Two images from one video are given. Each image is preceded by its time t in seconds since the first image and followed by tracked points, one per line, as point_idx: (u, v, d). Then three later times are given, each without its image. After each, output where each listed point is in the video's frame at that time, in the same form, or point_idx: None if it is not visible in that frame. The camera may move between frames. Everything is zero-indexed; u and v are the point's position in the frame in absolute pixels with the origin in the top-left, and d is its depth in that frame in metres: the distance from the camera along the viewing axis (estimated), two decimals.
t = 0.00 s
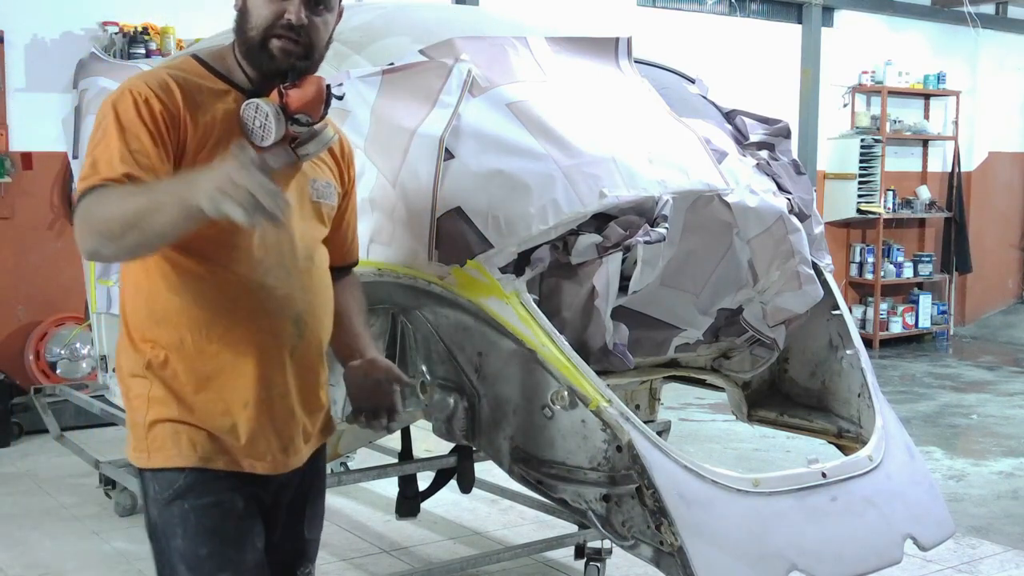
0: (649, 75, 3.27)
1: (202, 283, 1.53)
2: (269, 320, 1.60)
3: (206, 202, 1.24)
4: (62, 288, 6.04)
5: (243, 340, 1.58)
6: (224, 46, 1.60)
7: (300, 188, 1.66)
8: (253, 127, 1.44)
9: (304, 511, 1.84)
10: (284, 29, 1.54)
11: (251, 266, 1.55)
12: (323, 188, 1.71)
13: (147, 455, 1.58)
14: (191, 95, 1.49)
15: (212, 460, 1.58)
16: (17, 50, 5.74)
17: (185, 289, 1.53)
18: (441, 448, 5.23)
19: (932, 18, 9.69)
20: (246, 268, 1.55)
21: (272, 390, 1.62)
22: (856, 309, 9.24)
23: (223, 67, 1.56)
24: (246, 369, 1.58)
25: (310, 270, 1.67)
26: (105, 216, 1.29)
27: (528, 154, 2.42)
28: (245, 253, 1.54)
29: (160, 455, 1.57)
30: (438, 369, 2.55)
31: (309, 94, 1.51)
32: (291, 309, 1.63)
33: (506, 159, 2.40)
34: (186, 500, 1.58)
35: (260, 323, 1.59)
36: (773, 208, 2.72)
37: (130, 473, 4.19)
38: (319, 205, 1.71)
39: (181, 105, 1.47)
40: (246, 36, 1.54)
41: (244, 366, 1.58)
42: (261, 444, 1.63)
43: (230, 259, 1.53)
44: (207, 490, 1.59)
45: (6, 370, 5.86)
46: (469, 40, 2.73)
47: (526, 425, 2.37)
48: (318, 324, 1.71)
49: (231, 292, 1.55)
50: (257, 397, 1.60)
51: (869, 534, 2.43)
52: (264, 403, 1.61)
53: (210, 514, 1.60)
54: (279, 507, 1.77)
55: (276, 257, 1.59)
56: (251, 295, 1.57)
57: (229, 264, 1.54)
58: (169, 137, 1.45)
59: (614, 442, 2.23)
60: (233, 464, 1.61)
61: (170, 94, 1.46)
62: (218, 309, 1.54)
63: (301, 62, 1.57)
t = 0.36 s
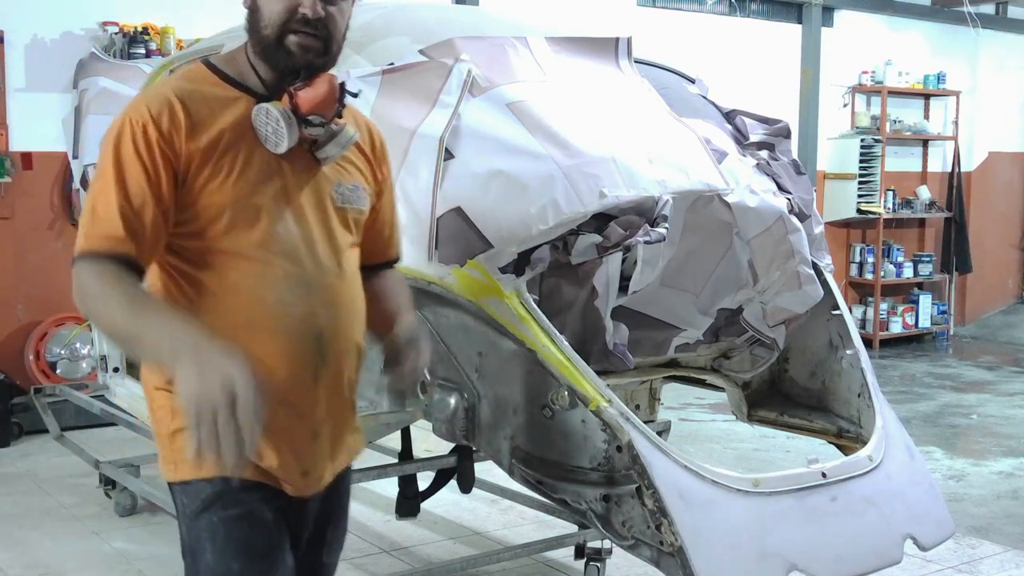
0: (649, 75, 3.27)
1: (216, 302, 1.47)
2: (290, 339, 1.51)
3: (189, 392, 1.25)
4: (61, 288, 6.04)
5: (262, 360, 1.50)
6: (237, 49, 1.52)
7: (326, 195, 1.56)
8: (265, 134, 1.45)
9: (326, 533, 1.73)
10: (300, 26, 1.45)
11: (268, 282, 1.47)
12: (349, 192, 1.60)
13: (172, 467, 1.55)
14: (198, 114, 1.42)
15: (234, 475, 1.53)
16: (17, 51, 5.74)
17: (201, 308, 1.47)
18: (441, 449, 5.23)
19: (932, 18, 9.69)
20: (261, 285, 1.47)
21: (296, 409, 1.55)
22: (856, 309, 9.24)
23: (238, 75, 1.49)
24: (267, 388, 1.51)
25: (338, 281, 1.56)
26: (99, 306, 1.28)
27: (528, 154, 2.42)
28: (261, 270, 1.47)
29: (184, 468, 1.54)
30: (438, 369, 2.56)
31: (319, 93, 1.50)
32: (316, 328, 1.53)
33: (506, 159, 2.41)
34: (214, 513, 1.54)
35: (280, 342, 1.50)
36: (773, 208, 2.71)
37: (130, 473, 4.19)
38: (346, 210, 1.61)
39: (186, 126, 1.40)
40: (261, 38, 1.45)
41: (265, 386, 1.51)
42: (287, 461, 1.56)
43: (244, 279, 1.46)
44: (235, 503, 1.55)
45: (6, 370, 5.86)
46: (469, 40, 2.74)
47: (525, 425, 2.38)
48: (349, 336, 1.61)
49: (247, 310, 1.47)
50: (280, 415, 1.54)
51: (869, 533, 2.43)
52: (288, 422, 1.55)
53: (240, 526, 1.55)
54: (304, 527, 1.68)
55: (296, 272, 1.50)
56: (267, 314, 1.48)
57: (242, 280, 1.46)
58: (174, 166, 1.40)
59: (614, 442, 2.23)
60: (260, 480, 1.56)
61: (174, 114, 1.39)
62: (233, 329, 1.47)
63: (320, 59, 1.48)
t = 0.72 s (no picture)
0: (649, 75, 3.27)
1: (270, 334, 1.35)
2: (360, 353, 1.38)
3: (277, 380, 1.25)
4: (61, 288, 6.05)
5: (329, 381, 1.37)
6: (264, 41, 1.37)
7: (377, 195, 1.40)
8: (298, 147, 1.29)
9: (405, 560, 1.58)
10: (356, 26, 1.30)
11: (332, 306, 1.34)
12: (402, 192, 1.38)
13: (228, 493, 1.43)
14: (217, 133, 1.28)
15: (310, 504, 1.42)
16: (17, 51, 5.74)
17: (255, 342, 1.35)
18: (442, 449, 5.23)
19: (932, 18, 9.69)
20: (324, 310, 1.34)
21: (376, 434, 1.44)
22: (856, 309, 9.24)
23: (265, 79, 1.34)
24: (342, 415, 1.41)
25: (406, 289, 1.44)
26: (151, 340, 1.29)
27: (527, 154, 2.42)
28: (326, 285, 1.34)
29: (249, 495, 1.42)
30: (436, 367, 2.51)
31: (348, 97, 1.28)
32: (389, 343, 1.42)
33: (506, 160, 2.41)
34: (276, 546, 1.40)
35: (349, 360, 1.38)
36: (773, 208, 2.72)
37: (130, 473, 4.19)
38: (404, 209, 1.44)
39: (207, 150, 1.27)
40: (306, 35, 1.30)
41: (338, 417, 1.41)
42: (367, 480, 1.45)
43: (301, 299, 1.32)
44: (297, 537, 1.41)
45: (6, 370, 5.86)
46: (469, 40, 2.74)
47: (524, 425, 2.33)
48: (422, 347, 1.50)
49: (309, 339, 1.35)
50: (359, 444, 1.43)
51: (869, 533, 2.43)
52: (369, 446, 1.43)
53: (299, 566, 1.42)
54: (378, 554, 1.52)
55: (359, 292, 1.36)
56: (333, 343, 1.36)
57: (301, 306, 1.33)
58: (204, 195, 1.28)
59: (614, 442, 2.25)
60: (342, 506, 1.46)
61: (194, 139, 1.27)
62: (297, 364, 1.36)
63: (377, 55, 1.34)
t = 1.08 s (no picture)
0: (650, 75, 3.26)
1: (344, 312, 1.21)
2: (437, 344, 1.27)
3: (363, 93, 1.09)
4: (61, 287, 6.05)
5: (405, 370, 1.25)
6: (306, 25, 1.28)
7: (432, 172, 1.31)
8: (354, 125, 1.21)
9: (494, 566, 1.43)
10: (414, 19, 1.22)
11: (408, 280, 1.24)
12: (465, 160, 1.30)
13: (296, 504, 1.29)
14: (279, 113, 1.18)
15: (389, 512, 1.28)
16: (17, 51, 5.74)
17: (328, 324, 1.22)
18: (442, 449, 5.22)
19: (932, 18, 9.69)
20: (401, 281, 1.23)
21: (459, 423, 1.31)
22: (856, 309, 9.25)
23: (312, 59, 1.25)
24: (422, 411, 1.27)
25: (473, 277, 1.35)
26: (218, 249, 1.07)
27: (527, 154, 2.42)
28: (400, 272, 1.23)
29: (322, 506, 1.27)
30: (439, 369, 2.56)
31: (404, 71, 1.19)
32: (464, 333, 1.31)
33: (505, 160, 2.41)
34: (346, 558, 1.28)
35: (425, 351, 1.26)
36: (773, 208, 2.71)
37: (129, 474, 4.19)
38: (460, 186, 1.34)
39: (274, 119, 1.18)
40: (359, 18, 1.20)
41: (418, 403, 1.26)
42: (448, 481, 1.31)
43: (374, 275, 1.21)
44: (369, 551, 1.28)
45: (6, 370, 5.86)
46: (468, 40, 2.74)
47: (524, 424, 2.37)
48: (494, 339, 1.38)
49: (384, 313, 1.22)
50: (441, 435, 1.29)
51: (869, 533, 2.43)
52: (449, 444, 1.30)
53: None
54: (455, 555, 1.35)
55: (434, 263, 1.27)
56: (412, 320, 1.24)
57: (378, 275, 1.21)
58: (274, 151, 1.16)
59: (614, 443, 2.24)
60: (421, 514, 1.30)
61: (261, 98, 1.17)
62: (376, 342, 1.23)
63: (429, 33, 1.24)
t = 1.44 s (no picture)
0: (650, 75, 3.26)
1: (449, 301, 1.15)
2: (534, 337, 1.21)
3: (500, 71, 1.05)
4: (61, 287, 6.05)
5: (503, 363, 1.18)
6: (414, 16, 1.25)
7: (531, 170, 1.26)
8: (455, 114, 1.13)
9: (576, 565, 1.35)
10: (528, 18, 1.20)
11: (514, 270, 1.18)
12: (558, 163, 1.30)
13: (376, 513, 1.23)
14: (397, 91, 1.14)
15: (476, 519, 1.21)
16: (17, 51, 5.74)
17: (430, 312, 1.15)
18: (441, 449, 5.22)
19: (932, 18, 9.69)
20: (500, 272, 1.17)
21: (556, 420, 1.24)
22: (856, 309, 9.25)
23: (420, 48, 1.22)
24: (518, 408, 1.21)
25: (568, 272, 1.29)
26: (356, 197, 1.02)
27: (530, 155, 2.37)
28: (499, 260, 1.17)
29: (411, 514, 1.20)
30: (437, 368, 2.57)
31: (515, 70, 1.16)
32: (560, 327, 1.25)
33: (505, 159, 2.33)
34: (426, 570, 1.22)
35: (524, 343, 1.20)
36: (773, 208, 2.73)
37: (130, 474, 4.19)
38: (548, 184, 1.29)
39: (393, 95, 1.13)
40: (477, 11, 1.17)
41: (513, 398, 1.20)
42: (538, 483, 1.25)
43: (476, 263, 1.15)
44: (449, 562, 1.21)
45: (6, 370, 5.86)
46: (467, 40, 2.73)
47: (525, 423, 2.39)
48: (586, 336, 1.32)
49: (482, 304, 1.16)
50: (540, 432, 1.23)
51: (869, 534, 2.43)
52: (541, 444, 1.23)
53: None
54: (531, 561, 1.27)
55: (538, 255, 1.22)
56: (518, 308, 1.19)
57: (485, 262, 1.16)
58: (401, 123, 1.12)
59: (614, 443, 2.25)
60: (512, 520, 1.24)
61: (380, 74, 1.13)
62: (481, 332, 1.17)
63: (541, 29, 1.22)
